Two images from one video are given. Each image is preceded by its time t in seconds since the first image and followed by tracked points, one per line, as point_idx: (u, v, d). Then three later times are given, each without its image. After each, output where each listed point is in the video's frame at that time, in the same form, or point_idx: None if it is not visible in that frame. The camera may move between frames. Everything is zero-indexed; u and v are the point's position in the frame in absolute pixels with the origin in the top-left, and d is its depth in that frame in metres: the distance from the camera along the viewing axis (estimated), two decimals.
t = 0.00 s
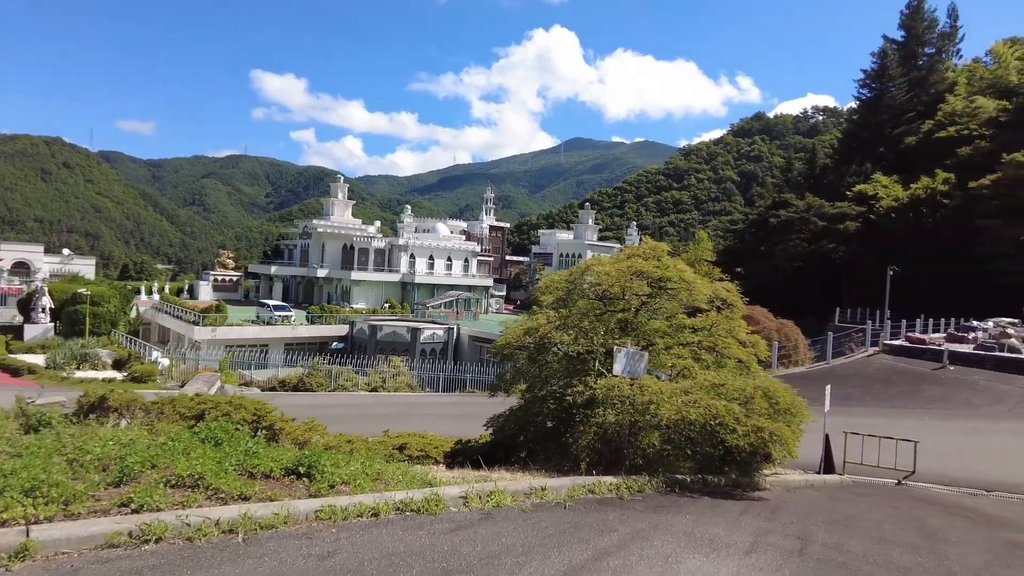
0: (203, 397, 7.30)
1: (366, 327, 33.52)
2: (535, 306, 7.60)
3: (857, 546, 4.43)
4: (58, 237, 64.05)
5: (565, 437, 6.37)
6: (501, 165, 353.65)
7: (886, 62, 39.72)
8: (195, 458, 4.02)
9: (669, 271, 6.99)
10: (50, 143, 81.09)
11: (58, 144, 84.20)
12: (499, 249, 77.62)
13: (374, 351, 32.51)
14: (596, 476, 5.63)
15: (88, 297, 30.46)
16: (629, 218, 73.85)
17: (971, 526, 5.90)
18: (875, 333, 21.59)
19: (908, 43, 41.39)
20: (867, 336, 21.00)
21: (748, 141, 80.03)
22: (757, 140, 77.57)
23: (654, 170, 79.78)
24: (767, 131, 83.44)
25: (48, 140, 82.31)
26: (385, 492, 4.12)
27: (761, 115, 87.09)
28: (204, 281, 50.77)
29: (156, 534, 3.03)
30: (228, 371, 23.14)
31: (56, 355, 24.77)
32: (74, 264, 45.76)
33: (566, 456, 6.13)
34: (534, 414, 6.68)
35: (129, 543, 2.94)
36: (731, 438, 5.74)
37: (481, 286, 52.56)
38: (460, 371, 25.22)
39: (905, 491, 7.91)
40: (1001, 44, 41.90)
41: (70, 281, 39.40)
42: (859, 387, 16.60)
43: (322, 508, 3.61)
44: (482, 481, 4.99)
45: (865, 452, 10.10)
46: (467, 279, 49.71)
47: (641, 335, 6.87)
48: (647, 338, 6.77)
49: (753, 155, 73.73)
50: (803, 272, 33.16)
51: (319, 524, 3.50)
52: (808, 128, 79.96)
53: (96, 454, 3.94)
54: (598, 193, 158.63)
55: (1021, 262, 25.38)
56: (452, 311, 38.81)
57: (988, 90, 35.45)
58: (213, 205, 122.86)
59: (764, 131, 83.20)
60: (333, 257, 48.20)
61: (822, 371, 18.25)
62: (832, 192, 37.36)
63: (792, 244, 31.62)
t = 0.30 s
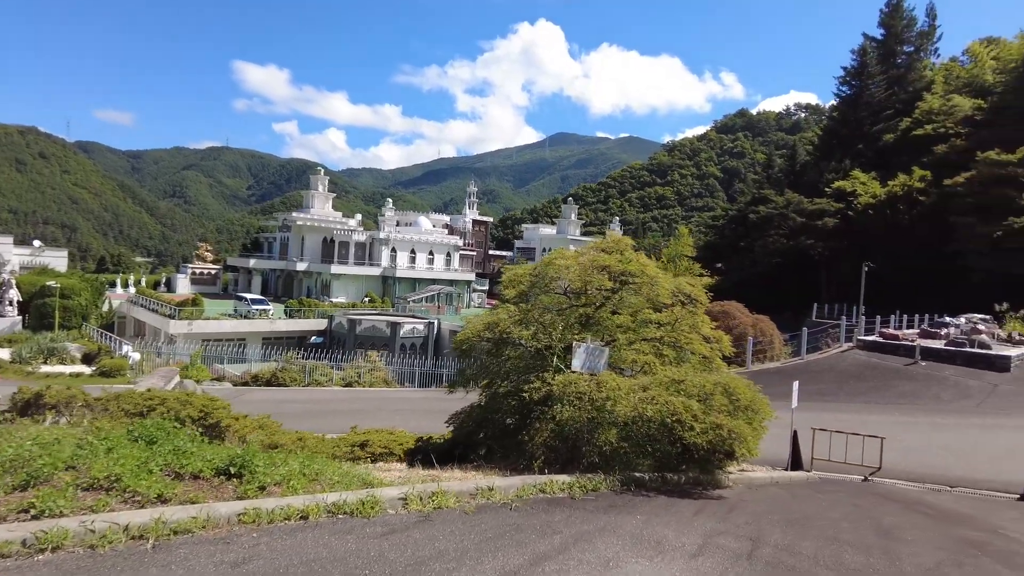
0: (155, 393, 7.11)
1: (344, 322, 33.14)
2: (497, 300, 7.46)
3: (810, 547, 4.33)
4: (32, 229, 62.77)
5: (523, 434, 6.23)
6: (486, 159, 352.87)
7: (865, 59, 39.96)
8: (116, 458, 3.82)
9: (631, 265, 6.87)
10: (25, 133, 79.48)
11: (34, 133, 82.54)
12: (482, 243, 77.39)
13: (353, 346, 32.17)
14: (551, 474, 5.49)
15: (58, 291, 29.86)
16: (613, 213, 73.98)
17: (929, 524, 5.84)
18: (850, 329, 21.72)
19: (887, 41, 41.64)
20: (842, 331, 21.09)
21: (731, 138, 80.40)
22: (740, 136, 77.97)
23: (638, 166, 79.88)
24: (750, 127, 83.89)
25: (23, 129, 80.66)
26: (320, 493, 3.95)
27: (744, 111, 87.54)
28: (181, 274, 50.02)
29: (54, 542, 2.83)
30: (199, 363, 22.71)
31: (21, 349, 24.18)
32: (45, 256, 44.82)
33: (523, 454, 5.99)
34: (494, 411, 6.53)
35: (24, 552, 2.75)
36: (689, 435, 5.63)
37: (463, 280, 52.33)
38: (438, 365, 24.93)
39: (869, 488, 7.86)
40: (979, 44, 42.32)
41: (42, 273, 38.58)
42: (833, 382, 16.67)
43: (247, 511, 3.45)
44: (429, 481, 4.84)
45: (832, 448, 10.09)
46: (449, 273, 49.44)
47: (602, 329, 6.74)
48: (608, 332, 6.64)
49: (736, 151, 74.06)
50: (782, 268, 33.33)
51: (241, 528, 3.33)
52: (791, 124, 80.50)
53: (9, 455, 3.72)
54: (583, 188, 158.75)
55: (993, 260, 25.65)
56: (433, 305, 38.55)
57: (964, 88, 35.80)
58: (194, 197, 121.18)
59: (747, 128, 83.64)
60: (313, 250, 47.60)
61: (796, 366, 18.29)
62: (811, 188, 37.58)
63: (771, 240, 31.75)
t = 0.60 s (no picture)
0: (107, 387, 6.89)
1: (326, 318, 32.84)
2: (460, 293, 7.30)
3: (763, 544, 4.21)
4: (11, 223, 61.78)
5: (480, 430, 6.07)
6: (474, 155, 352.08)
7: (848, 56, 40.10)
8: (29, 454, 3.62)
9: (594, 258, 6.77)
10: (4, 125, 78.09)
11: (13, 126, 81.16)
12: (468, 239, 77.13)
13: (335, 342, 31.86)
14: (506, 470, 5.35)
15: (31, 286, 29.41)
16: (599, 210, 74.03)
17: (890, 519, 5.77)
18: (828, 324, 21.76)
19: (869, 39, 41.80)
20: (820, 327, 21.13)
21: (718, 135, 80.62)
22: (726, 133, 78.20)
23: (625, 162, 79.90)
24: (736, 125, 84.21)
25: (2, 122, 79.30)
26: (252, 490, 3.79)
27: (730, 108, 87.83)
28: (162, 269, 49.42)
29: None
30: (174, 357, 22.30)
31: None
32: (20, 251, 44.02)
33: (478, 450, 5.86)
34: (454, 406, 6.39)
35: None
36: (647, 429, 5.53)
37: (448, 276, 52.09)
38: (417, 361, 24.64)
39: (836, 483, 7.80)
40: (959, 42, 42.62)
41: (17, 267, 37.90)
42: (810, 376, 16.70)
43: (164, 509, 3.28)
44: (374, 477, 4.69)
45: (802, 443, 10.05)
46: (434, 269, 49.13)
47: (564, 322, 6.62)
48: (569, 326, 6.53)
49: (722, 149, 74.29)
50: (764, 263, 33.40)
51: (157, 527, 3.17)
52: (776, 122, 80.87)
53: None
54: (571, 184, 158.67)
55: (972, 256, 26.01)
56: (416, 301, 38.32)
57: (945, 86, 36.03)
58: (177, 191, 119.84)
59: (733, 125, 84.00)
60: (296, 245, 46.93)
61: (774, 362, 18.28)
62: (794, 184, 37.74)
63: (753, 236, 31.73)
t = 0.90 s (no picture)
0: (61, 386, 6.69)
1: (315, 315, 32.59)
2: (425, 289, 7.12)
3: (721, 549, 4.06)
4: None
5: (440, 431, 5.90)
6: (468, 153, 351.57)
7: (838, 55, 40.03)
8: None
9: (562, 253, 6.59)
10: None
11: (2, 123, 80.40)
12: (460, 237, 76.93)
13: (323, 340, 31.57)
14: (464, 472, 5.19)
15: (12, 283, 29.16)
16: (592, 209, 73.94)
17: (858, 521, 5.63)
18: (814, 323, 21.67)
19: (859, 38, 41.77)
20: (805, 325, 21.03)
21: (710, 134, 80.62)
22: (718, 132, 78.23)
23: (618, 160, 79.78)
24: (728, 124, 84.28)
25: None
26: (183, 492, 3.60)
27: (723, 108, 87.86)
28: (150, 267, 49.02)
29: None
30: (153, 355, 21.97)
31: None
32: (4, 248, 43.49)
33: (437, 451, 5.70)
34: (417, 406, 6.23)
35: None
36: (611, 429, 5.39)
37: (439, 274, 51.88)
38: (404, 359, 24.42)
39: (810, 484, 7.67)
40: (948, 42, 42.72)
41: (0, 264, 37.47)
42: (794, 375, 16.62)
43: (79, 514, 3.11)
44: (321, 480, 4.51)
45: (780, 443, 9.91)
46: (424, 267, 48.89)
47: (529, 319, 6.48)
48: (535, 323, 6.36)
49: (715, 148, 74.30)
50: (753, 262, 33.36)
51: (69, 534, 2.99)
52: (768, 121, 80.97)
53: None
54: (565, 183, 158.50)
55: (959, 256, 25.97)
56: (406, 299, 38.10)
57: (933, 86, 36.03)
58: (168, 188, 119.02)
59: (725, 124, 84.08)
60: (285, 243, 46.48)
61: (759, 360, 18.16)
62: (783, 182, 37.69)
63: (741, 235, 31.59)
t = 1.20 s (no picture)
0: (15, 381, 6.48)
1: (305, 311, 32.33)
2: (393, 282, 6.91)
3: (682, 549, 3.87)
4: None
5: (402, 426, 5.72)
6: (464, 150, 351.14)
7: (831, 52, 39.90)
8: None
9: (532, 244, 6.39)
10: None
11: None
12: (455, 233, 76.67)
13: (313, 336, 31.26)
14: (422, 469, 5.02)
15: None
16: (587, 205, 73.79)
17: (830, 519, 5.48)
18: (803, 319, 21.53)
19: (853, 35, 41.68)
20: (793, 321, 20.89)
21: (706, 131, 80.49)
22: (713, 129, 78.15)
23: (613, 157, 79.62)
24: (723, 121, 84.22)
25: None
26: (109, 490, 3.41)
27: (718, 105, 87.75)
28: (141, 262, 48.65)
29: None
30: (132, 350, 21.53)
31: None
32: None
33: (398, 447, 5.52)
34: (381, 401, 6.07)
35: None
36: (577, 423, 5.21)
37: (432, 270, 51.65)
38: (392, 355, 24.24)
39: (788, 481, 7.50)
40: (941, 39, 42.65)
41: None
42: (782, 370, 16.49)
43: None
44: (268, 476, 4.32)
45: (761, 439, 9.76)
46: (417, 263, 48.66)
47: (498, 311, 6.29)
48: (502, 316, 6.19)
49: (710, 145, 74.20)
50: (744, 257, 33.27)
51: None
52: (763, 118, 80.94)
53: None
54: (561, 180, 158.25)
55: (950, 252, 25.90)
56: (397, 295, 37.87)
57: (926, 83, 35.92)
58: (163, 184, 118.35)
59: (720, 121, 84.08)
60: (276, 238, 46.19)
61: (747, 356, 18.02)
62: (775, 178, 37.64)
63: (733, 231, 31.50)
